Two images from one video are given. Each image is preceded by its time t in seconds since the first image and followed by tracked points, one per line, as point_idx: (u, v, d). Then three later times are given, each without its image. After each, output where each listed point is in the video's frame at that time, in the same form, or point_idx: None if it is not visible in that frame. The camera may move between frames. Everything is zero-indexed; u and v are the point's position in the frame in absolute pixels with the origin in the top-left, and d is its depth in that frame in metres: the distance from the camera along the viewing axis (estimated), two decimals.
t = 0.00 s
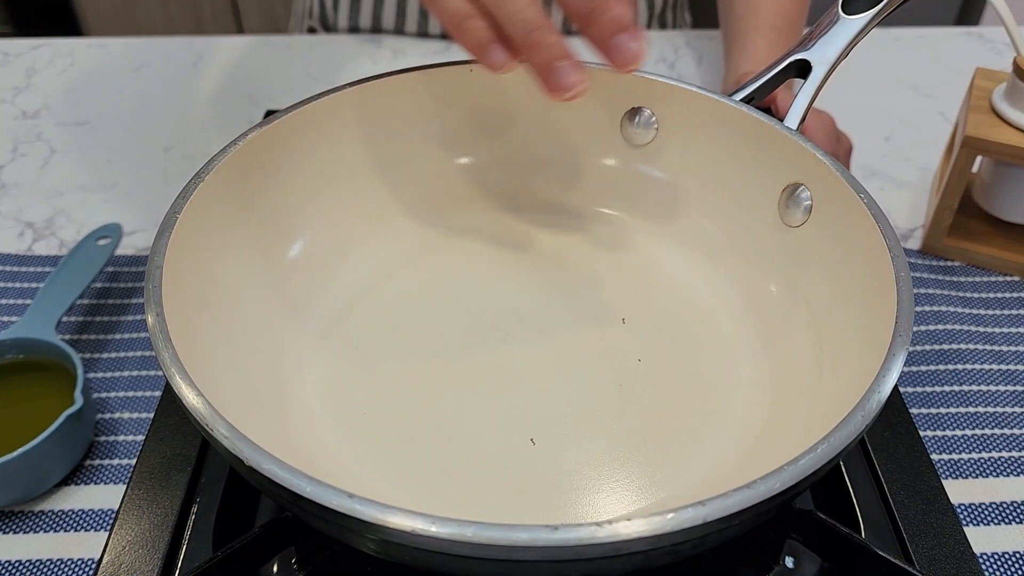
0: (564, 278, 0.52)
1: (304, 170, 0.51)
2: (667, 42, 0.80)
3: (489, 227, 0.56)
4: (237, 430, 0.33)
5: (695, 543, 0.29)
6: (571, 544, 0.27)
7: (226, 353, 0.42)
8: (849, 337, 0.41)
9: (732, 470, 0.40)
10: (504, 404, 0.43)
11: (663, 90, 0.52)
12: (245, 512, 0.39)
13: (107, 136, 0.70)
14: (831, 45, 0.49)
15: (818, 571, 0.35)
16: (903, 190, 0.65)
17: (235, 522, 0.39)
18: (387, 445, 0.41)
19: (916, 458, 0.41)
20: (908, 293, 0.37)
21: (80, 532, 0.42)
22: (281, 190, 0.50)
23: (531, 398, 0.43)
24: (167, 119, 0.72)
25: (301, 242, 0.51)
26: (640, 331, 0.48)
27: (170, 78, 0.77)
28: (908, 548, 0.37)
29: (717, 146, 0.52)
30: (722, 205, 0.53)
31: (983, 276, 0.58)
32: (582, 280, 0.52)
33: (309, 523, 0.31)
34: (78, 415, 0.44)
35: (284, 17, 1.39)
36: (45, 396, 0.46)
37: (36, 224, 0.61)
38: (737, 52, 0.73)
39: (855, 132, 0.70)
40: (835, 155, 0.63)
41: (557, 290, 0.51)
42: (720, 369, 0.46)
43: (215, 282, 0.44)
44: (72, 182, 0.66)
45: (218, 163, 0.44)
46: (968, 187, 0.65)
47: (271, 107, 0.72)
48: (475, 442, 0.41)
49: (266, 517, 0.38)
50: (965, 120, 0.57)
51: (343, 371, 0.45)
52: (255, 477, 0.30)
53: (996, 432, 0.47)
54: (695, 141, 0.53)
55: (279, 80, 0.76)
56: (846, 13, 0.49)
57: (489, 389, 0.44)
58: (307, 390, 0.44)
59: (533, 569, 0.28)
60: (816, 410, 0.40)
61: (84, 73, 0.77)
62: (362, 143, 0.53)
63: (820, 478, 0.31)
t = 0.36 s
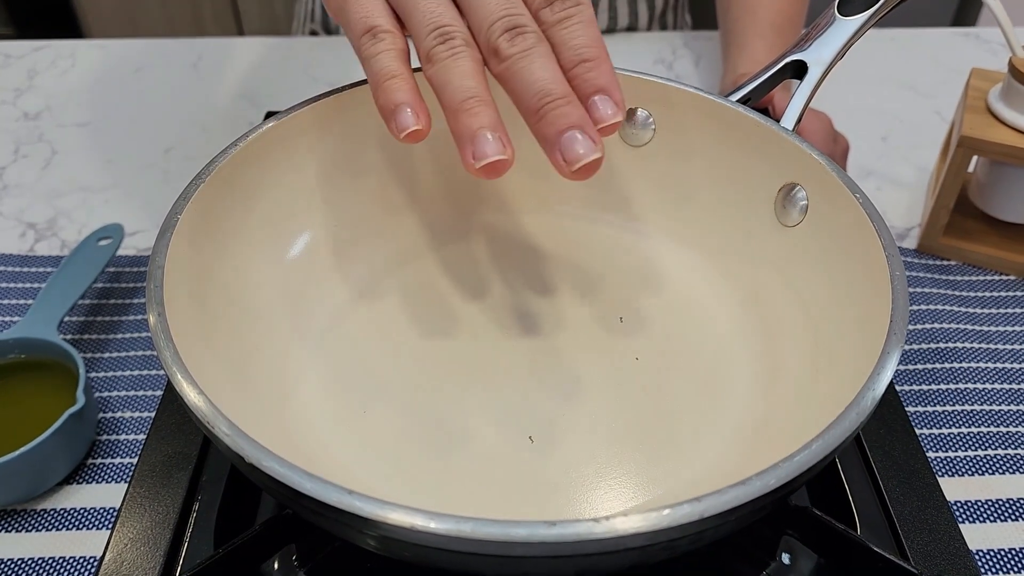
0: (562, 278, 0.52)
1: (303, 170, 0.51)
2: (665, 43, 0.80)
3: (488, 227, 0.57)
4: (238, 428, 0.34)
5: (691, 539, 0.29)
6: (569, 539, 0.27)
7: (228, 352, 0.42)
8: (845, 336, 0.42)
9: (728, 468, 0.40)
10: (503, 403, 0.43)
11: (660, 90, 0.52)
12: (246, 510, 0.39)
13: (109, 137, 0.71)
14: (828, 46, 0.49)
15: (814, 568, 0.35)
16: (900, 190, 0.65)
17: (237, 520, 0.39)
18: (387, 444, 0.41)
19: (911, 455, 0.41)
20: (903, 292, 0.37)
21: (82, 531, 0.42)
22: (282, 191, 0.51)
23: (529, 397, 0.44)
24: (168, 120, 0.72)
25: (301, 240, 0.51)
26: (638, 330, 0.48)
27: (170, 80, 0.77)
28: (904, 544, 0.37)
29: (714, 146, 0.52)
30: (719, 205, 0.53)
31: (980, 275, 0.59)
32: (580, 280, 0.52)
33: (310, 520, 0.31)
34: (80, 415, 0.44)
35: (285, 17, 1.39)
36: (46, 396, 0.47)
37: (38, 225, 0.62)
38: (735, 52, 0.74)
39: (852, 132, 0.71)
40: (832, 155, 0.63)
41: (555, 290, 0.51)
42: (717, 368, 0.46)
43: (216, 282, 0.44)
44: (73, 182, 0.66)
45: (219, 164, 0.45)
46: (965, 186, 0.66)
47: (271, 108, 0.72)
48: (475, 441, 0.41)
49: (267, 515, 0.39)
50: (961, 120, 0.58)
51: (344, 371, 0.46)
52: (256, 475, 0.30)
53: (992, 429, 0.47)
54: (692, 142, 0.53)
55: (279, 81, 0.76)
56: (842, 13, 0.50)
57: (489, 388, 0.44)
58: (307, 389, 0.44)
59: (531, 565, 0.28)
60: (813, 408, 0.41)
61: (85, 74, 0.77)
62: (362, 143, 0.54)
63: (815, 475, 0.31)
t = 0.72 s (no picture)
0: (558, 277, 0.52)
1: (301, 168, 0.51)
2: (664, 42, 0.80)
3: (486, 226, 0.57)
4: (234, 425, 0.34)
5: (686, 534, 0.29)
6: (565, 535, 0.27)
7: (225, 349, 0.42)
8: (842, 333, 0.42)
9: (726, 465, 0.40)
10: (500, 401, 0.43)
11: (657, 88, 0.52)
12: (243, 507, 0.39)
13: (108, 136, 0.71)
14: (825, 43, 0.49)
15: (811, 563, 0.36)
16: (898, 188, 0.66)
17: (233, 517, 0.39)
18: (385, 441, 0.41)
19: (908, 452, 0.41)
20: (900, 288, 0.37)
21: (80, 529, 0.42)
22: (280, 189, 0.51)
23: (526, 395, 0.44)
24: (166, 120, 0.72)
25: (297, 238, 0.52)
26: (635, 328, 0.48)
27: (168, 79, 0.77)
28: (900, 541, 0.37)
29: (712, 144, 0.52)
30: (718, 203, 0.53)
31: (978, 273, 0.59)
32: (578, 278, 0.52)
33: (307, 517, 0.31)
34: (78, 413, 0.44)
35: (284, 17, 1.39)
36: (45, 394, 0.47)
37: (36, 224, 0.62)
38: (733, 51, 0.74)
39: (850, 130, 0.71)
40: (830, 153, 0.63)
41: (553, 288, 0.52)
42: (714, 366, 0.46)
43: (214, 281, 0.44)
44: (71, 182, 0.66)
45: (216, 161, 0.45)
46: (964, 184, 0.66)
47: (269, 107, 0.72)
48: (472, 439, 0.41)
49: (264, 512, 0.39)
50: (959, 117, 0.58)
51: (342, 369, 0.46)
52: (252, 471, 0.30)
53: (990, 427, 0.47)
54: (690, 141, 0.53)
55: (277, 81, 0.76)
56: (839, 11, 0.50)
57: (487, 386, 0.44)
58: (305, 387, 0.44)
59: (528, 561, 0.29)
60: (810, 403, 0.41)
61: (83, 74, 0.77)
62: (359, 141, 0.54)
63: (810, 470, 0.31)
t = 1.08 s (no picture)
0: (558, 275, 0.52)
1: (300, 168, 0.51)
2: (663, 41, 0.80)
3: (486, 225, 0.57)
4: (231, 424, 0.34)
5: (686, 534, 0.29)
6: (564, 534, 0.27)
7: (223, 348, 0.42)
8: (843, 332, 0.41)
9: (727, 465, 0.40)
10: (498, 399, 0.43)
11: (657, 86, 0.52)
12: (241, 507, 0.39)
13: (107, 135, 0.70)
14: (825, 40, 0.49)
15: (812, 563, 0.35)
16: (898, 186, 0.65)
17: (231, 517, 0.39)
18: (383, 441, 0.41)
19: (909, 450, 0.41)
20: (900, 287, 0.37)
21: (79, 529, 0.42)
22: (278, 188, 0.50)
23: (525, 394, 0.44)
24: (164, 119, 0.72)
25: (296, 236, 0.52)
26: (634, 327, 0.48)
27: (166, 78, 0.77)
28: (902, 540, 0.37)
29: (711, 143, 0.52)
30: (718, 202, 0.53)
31: (979, 271, 0.58)
32: (577, 277, 0.52)
33: (305, 517, 0.31)
34: (76, 413, 0.44)
35: (284, 16, 1.39)
36: (43, 394, 0.47)
37: (34, 224, 0.61)
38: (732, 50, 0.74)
39: (850, 128, 0.71)
40: (831, 151, 0.63)
41: (551, 286, 0.51)
42: (714, 364, 0.46)
43: (211, 280, 0.44)
44: (70, 181, 0.66)
45: (213, 160, 0.44)
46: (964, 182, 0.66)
47: (268, 106, 0.72)
48: (471, 438, 0.41)
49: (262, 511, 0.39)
50: (959, 116, 0.58)
51: (339, 368, 0.46)
52: (250, 471, 0.30)
53: (991, 426, 0.47)
54: (689, 139, 0.53)
55: (275, 80, 0.76)
56: (839, 9, 0.50)
57: (485, 385, 0.44)
58: (302, 387, 0.44)
59: (527, 560, 0.28)
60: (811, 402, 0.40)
61: (81, 73, 0.77)
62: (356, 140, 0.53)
63: (810, 469, 0.31)
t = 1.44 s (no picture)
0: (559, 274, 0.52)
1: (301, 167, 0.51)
2: (664, 39, 0.80)
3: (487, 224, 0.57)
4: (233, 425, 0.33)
5: (689, 535, 0.29)
6: (567, 535, 0.27)
7: (224, 348, 0.42)
8: (845, 332, 0.41)
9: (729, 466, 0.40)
10: (500, 400, 0.43)
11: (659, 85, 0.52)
12: (242, 507, 0.39)
13: (107, 135, 0.70)
14: (827, 39, 0.49)
15: (815, 564, 0.36)
16: (900, 185, 0.65)
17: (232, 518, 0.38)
18: (384, 441, 0.41)
19: (912, 450, 0.41)
20: (904, 286, 0.37)
21: (80, 529, 0.42)
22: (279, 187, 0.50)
23: (527, 394, 0.43)
24: (165, 118, 0.72)
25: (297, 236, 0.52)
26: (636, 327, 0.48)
27: (167, 77, 0.77)
28: (905, 540, 0.37)
29: (713, 142, 0.52)
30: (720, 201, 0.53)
31: (981, 270, 0.58)
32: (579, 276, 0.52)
33: (307, 518, 0.31)
34: (77, 413, 0.44)
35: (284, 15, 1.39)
36: (44, 394, 0.47)
37: (35, 223, 0.61)
38: (734, 48, 0.73)
39: (852, 126, 0.71)
40: (832, 150, 0.63)
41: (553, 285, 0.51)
42: (716, 364, 0.46)
43: (212, 280, 0.44)
44: (70, 180, 0.66)
45: (214, 160, 0.45)
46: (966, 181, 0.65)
47: (268, 105, 0.72)
48: (473, 438, 0.41)
49: (264, 512, 0.39)
50: (962, 114, 0.57)
51: (339, 368, 0.45)
52: (251, 471, 0.30)
53: (994, 425, 0.47)
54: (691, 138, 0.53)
55: (275, 78, 0.76)
56: (841, 7, 0.49)
57: (486, 384, 0.44)
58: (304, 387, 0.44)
59: (530, 561, 0.28)
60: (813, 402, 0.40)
61: (81, 72, 0.77)
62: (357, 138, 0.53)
63: (814, 470, 0.31)
